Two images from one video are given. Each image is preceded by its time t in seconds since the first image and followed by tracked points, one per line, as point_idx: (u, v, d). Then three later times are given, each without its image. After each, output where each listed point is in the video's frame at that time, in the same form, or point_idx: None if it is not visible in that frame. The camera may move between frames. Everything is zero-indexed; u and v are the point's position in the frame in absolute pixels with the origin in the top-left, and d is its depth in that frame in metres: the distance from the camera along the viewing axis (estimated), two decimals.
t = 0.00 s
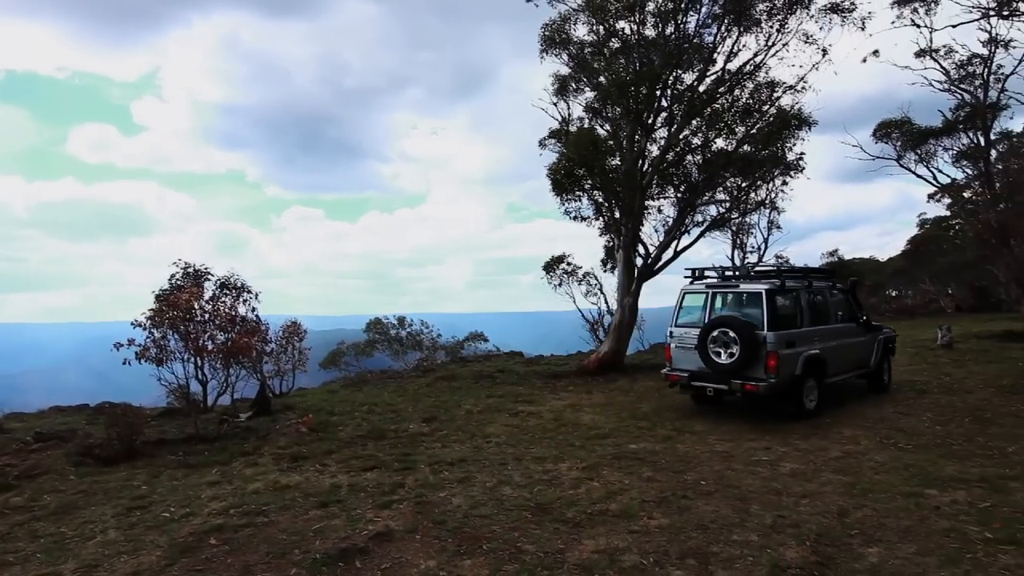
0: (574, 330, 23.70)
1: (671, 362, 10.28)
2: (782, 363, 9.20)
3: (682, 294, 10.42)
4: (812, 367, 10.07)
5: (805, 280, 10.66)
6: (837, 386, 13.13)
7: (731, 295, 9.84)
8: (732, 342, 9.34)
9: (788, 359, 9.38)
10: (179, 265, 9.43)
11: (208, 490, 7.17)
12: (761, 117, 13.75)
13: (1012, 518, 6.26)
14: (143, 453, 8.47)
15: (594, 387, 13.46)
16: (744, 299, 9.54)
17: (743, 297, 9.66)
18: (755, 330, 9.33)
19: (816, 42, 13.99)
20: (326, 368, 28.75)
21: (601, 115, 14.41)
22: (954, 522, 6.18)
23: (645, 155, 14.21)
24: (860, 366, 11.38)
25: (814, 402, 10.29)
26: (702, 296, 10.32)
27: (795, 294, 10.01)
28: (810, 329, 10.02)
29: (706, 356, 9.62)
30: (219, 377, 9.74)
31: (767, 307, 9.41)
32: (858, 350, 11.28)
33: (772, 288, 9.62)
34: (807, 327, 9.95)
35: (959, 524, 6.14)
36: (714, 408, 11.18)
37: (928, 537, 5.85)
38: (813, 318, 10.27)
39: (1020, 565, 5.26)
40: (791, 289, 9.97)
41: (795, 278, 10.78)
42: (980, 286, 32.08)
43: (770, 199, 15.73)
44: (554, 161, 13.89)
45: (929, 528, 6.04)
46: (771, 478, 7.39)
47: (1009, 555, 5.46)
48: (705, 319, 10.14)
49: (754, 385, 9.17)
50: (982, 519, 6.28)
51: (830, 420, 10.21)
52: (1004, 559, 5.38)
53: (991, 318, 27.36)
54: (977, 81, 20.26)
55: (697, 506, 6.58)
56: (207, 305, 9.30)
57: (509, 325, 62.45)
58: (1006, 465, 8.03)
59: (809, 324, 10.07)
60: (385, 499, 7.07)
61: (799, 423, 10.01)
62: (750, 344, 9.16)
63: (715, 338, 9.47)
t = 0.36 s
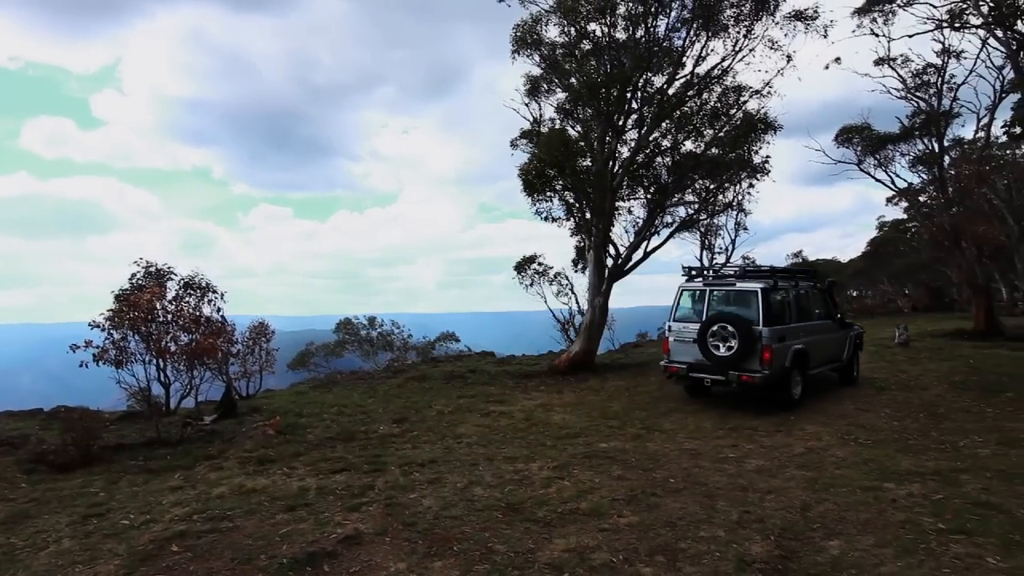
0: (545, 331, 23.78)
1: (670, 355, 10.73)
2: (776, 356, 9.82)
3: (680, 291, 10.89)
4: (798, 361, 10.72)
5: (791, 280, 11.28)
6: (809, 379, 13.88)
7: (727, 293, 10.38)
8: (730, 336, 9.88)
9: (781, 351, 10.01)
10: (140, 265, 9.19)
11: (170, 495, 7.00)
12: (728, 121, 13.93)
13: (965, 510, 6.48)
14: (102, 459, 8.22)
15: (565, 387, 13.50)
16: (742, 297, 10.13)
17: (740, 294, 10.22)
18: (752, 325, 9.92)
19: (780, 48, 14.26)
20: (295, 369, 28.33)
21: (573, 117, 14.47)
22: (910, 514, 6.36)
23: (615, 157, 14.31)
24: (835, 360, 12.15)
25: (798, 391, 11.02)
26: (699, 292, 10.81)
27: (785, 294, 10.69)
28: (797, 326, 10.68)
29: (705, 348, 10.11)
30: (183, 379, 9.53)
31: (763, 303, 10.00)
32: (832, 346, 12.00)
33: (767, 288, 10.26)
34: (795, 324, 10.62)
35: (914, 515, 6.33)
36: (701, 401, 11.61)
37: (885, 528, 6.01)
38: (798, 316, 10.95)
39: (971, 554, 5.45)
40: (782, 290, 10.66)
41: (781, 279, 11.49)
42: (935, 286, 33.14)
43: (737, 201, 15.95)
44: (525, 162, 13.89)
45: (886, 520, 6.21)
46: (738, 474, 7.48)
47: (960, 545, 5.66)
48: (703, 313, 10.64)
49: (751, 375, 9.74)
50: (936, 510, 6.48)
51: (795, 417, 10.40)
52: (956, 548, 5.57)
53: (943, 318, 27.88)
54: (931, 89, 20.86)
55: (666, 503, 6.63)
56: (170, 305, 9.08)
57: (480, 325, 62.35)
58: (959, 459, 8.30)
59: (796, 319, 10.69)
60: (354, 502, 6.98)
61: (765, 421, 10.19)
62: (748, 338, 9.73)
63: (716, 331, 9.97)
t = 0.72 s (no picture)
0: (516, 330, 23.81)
1: (662, 352, 11.24)
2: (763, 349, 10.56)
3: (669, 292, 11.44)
4: (779, 354, 11.52)
5: (769, 279, 12.07)
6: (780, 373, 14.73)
7: (714, 291, 11.03)
8: (722, 332, 10.51)
9: (766, 344, 10.76)
10: (99, 264, 8.93)
11: (130, 502, 6.80)
12: (697, 123, 14.06)
13: (920, 502, 6.68)
14: (57, 465, 7.95)
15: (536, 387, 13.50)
16: (729, 295, 10.81)
17: (725, 292, 10.91)
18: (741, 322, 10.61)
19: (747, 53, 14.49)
20: (263, 370, 27.87)
21: (544, 117, 14.50)
22: (869, 508, 6.52)
23: (586, 158, 14.36)
24: (807, 352, 13.04)
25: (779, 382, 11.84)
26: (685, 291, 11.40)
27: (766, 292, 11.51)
28: (777, 321, 11.52)
29: (698, 344, 10.71)
30: (144, 381, 9.28)
31: (748, 301, 10.73)
32: (805, 340, 12.87)
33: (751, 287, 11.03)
34: (776, 320, 11.44)
35: (873, 509, 6.49)
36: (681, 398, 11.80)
37: (846, 522, 6.14)
38: (777, 313, 11.79)
39: (926, 545, 5.63)
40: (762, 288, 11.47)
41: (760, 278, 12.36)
42: (893, 286, 34.20)
43: (706, 203, 16.15)
44: (497, 162, 13.86)
45: (847, 513, 6.34)
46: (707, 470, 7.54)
47: (916, 536, 5.83)
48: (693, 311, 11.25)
49: (741, 368, 10.41)
50: (894, 503, 6.66)
51: (761, 414, 10.56)
52: (912, 539, 5.74)
53: (899, 318, 28.34)
54: (890, 96, 21.42)
55: (636, 502, 6.66)
56: (131, 305, 8.85)
57: (452, 325, 62.14)
58: (915, 453, 8.55)
59: (776, 315, 11.52)
60: (323, 505, 6.87)
61: (733, 418, 10.32)
62: (739, 334, 10.40)
63: (707, 328, 10.59)
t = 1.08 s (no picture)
0: (489, 330, 23.76)
1: (654, 346, 12.18)
2: (747, 343, 11.60)
3: (661, 291, 12.44)
4: (759, 349, 12.44)
5: (750, 280, 13.02)
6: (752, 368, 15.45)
7: (703, 290, 12.10)
8: (711, 327, 11.52)
9: (750, 339, 11.82)
10: (56, 264, 8.65)
11: (88, 510, 6.59)
12: (668, 126, 14.18)
13: (879, 496, 6.82)
14: (11, 472, 7.65)
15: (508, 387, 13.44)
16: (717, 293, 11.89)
17: (714, 292, 11.96)
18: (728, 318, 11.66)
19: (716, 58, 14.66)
20: (230, 372, 27.31)
21: (517, 117, 14.49)
22: (832, 502, 6.63)
23: (559, 158, 14.37)
24: (781, 348, 13.79)
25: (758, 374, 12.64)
26: (675, 291, 12.43)
27: (747, 292, 12.59)
28: (758, 319, 12.52)
29: (689, 338, 11.68)
30: (104, 384, 9.01)
31: (733, 299, 11.83)
32: (778, 336, 13.67)
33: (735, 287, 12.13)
34: (757, 319, 12.45)
35: (836, 503, 6.60)
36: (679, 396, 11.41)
37: (810, 516, 6.22)
38: (758, 311, 12.75)
39: (885, 537, 5.75)
40: (745, 288, 12.55)
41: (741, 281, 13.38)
42: (855, 287, 34.99)
43: (677, 204, 16.28)
44: (469, 162, 13.78)
45: (811, 508, 6.43)
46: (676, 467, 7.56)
47: (876, 529, 5.95)
48: (684, 309, 12.24)
49: (728, 360, 11.44)
50: (855, 497, 6.79)
51: (729, 413, 10.67)
52: (872, 532, 5.86)
53: (860, 318, 28.62)
54: (852, 102, 21.90)
55: (607, 500, 6.66)
56: (90, 305, 8.59)
57: (424, 326, 61.77)
58: (875, 448, 8.74)
59: (758, 314, 12.52)
60: (291, 509, 6.74)
61: (702, 417, 10.41)
62: (726, 328, 11.44)
63: (698, 323, 11.59)
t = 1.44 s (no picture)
0: (463, 330, 23.69)
1: (643, 342, 12.29)
2: (730, 337, 12.06)
3: (649, 289, 12.67)
4: (739, 343, 12.97)
5: (729, 278, 13.55)
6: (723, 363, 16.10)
7: (690, 289, 12.48)
8: (698, 322, 11.89)
9: (733, 334, 12.29)
10: (12, 263, 8.38)
11: (46, 518, 6.37)
12: (641, 127, 14.25)
13: (845, 491, 6.93)
14: None
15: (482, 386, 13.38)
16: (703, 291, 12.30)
17: (697, 288, 12.39)
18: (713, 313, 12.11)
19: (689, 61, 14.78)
20: (199, 374, 26.72)
21: (492, 117, 14.44)
22: (799, 497, 6.70)
23: (533, 159, 14.34)
24: (755, 344, 14.38)
25: (736, 368, 13.20)
26: (663, 290, 12.72)
27: (729, 291, 13.10)
28: (739, 316, 13.05)
29: (677, 333, 12.01)
30: (65, 387, 8.76)
31: (717, 296, 12.29)
32: (755, 334, 14.29)
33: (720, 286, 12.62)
34: (738, 316, 12.99)
35: (803, 498, 6.67)
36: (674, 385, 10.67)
37: (779, 512, 6.28)
38: (738, 310, 13.30)
39: (850, 531, 5.83)
40: (727, 287, 13.07)
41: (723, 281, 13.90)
42: (823, 287, 35.62)
43: (650, 205, 16.36)
44: (444, 162, 13.68)
45: (779, 504, 6.49)
46: (646, 460, 7.61)
47: (841, 523, 6.03)
48: (670, 306, 12.54)
49: (713, 353, 11.87)
50: (821, 492, 6.88)
51: (699, 411, 10.76)
52: (838, 526, 5.93)
53: (825, 318, 29.03)
54: (819, 107, 22.28)
55: (580, 500, 6.67)
56: (49, 306, 8.34)
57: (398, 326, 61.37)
58: (841, 444, 8.87)
59: (738, 310, 13.05)
60: (260, 513, 6.59)
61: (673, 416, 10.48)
62: (712, 323, 11.86)
63: (685, 319, 11.94)
